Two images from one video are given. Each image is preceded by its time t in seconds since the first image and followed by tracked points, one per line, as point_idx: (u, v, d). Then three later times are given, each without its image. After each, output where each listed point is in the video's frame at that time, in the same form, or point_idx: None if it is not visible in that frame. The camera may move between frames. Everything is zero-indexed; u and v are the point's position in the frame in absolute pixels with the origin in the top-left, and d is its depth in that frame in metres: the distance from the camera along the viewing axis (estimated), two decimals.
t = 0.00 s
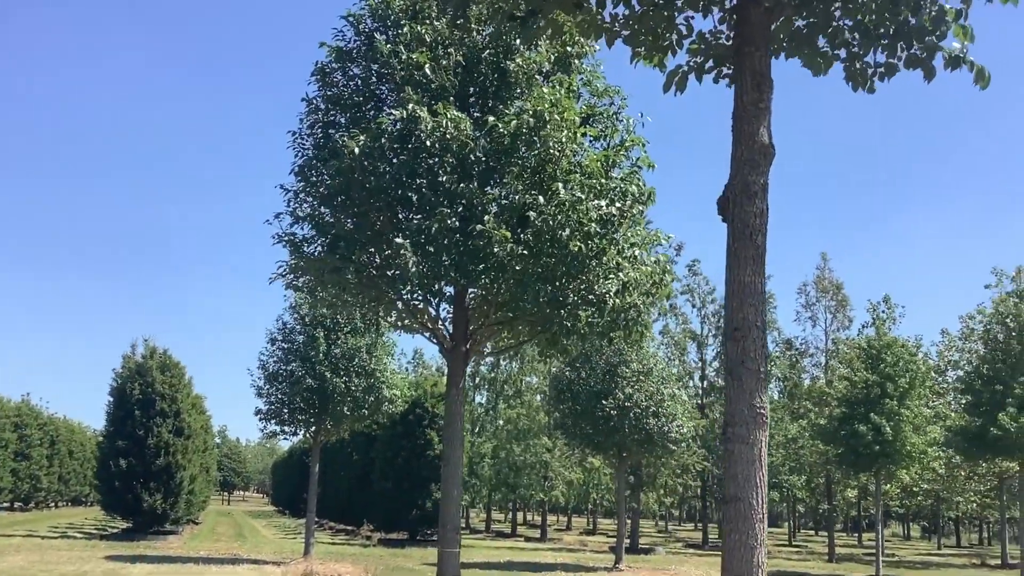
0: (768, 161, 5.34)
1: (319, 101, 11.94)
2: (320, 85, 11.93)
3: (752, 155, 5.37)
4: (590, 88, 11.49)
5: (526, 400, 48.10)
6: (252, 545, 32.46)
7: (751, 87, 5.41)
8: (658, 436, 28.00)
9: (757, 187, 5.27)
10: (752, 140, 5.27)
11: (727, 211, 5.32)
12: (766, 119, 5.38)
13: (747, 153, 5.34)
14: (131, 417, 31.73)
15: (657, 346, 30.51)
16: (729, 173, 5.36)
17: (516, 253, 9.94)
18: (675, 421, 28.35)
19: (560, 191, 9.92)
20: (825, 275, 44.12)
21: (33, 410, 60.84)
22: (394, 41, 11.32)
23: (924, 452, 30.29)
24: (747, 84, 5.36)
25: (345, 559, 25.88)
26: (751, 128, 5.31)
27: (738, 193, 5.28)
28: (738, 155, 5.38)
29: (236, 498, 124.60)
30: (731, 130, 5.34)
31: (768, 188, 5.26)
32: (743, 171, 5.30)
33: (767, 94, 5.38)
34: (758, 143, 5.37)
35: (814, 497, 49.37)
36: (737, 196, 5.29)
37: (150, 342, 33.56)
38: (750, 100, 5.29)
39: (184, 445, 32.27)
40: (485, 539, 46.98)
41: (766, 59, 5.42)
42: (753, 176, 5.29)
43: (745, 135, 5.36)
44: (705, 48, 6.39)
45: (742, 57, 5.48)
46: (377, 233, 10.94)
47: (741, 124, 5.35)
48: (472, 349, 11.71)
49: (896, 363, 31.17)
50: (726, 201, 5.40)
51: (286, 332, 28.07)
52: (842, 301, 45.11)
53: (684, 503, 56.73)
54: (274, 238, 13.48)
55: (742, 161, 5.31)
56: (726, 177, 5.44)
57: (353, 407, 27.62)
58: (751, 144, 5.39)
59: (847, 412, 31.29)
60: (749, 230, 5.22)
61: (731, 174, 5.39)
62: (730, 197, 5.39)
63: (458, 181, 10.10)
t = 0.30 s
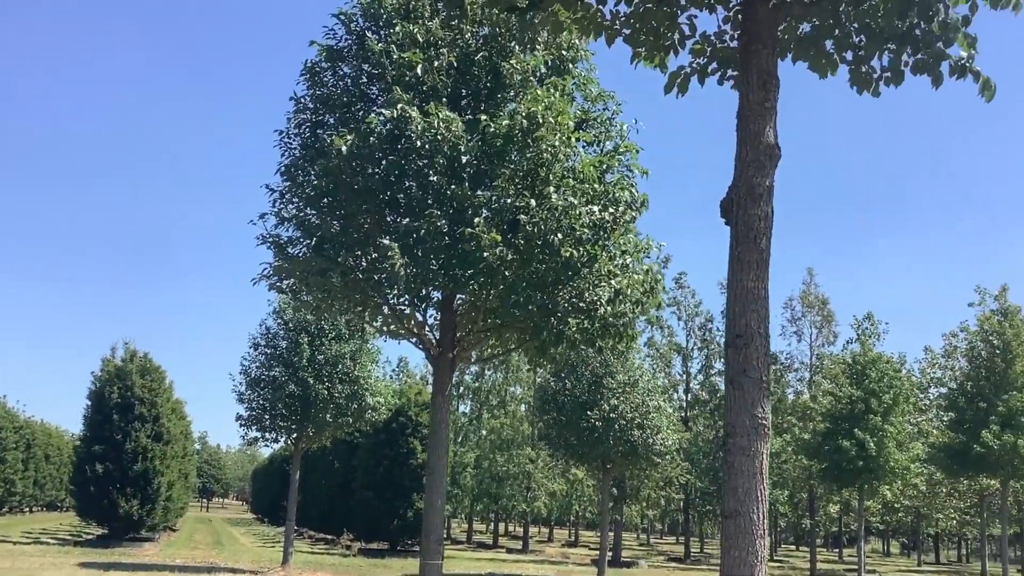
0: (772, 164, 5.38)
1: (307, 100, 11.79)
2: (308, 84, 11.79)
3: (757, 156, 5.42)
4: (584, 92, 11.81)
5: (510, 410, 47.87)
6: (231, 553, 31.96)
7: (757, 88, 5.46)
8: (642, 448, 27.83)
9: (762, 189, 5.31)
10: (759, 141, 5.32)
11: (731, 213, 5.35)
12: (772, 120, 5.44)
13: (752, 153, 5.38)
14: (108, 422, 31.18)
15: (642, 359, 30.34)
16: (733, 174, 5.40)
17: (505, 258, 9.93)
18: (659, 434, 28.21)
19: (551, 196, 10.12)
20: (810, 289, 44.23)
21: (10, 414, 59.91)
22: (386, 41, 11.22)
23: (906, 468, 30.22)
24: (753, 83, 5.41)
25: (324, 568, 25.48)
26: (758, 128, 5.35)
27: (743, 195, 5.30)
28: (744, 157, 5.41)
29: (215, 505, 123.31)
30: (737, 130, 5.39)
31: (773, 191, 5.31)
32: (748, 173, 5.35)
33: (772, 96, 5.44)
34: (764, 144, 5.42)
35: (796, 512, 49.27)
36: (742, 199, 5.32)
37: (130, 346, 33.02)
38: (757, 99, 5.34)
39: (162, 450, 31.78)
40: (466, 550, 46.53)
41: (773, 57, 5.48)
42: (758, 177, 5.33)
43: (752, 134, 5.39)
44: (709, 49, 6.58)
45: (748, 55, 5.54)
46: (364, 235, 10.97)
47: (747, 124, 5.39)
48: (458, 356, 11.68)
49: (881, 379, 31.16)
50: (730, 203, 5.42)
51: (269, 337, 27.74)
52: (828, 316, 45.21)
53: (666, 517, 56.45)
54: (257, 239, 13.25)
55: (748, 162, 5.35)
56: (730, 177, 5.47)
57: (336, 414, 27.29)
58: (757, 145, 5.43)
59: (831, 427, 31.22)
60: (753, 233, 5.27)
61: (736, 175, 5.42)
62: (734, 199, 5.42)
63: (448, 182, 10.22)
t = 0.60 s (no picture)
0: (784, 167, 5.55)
1: (297, 103, 11.63)
2: (298, 87, 11.62)
3: (767, 158, 5.60)
4: (579, 98, 11.76)
5: (496, 421, 47.61)
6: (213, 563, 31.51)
7: (768, 87, 5.66)
8: (630, 461, 27.66)
9: (772, 193, 5.50)
10: (769, 143, 5.53)
11: (740, 215, 5.51)
12: (781, 121, 5.66)
13: (763, 155, 5.56)
14: (90, 429, 30.69)
15: (631, 371, 30.15)
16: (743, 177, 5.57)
17: (498, 266, 9.80)
18: (647, 446, 28.06)
19: (547, 203, 10.10)
20: (797, 302, 44.33)
21: None
22: (379, 42, 11.10)
23: (894, 483, 30.17)
24: (764, 83, 5.63)
25: None
26: (769, 130, 5.54)
27: (753, 198, 5.48)
28: (754, 161, 5.59)
29: (195, 515, 121.79)
30: (748, 133, 5.58)
31: (783, 195, 5.49)
32: (758, 175, 5.53)
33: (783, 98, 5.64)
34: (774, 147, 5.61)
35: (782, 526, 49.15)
36: (752, 203, 5.49)
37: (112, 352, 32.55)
38: (768, 101, 5.58)
39: (145, 459, 31.30)
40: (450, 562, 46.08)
41: (783, 57, 5.72)
42: (768, 180, 5.51)
43: (762, 137, 5.58)
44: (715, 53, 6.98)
45: (759, 54, 5.76)
46: (354, 241, 10.84)
47: (759, 126, 5.58)
48: (450, 365, 11.63)
49: (869, 393, 31.17)
50: (738, 206, 5.58)
51: (254, 345, 27.41)
52: (815, 329, 45.32)
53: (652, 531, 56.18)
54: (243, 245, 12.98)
55: (758, 164, 5.52)
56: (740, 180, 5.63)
57: (321, 423, 26.94)
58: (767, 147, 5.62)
59: (819, 442, 31.13)
60: (763, 236, 5.43)
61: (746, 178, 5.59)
62: (744, 201, 5.58)
63: (440, 188, 10.13)
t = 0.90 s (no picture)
0: (787, 174, 5.77)
1: (287, 111, 11.53)
2: (289, 94, 11.51)
3: (772, 163, 5.81)
4: (573, 108, 11.75)
5: (484, 434, 47.41)
6: None
7: (772, 91, 5.95)
8: (619, 475, 27.51)
9: (775, 199, 5.69)
10: (774, 148, 5.78)
11: (745, 220, 5.71)
12: (785, 126, 5.89)
13: (767, 161, 5.79)
14: (75, 440, 30.28)
15: (621, 385, 29.98)
16: (747, 183, 5.78)
17: (493, 275, 9.78)
18: (636, 460, 27.92)
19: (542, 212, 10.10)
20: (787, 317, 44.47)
21: None
22: (372, 49, 11.06)
23: (884, 499, 30.05)
24: (769, 87, 5.91)
25: None
26: (773, 137, 5.80)
27: (757, 205, 5.68)
28: (756, 169, 5.80)
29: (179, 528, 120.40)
30: (751, 139, 5.81)
31: (785, 201, 5.70)
32: (762, 181, 5.75)
33: (786, 104, 5.90)
34: (777, 152, 5.84)
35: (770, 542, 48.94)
36: (756, 208, 5.68)
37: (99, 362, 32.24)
38: (773, 105, 5.83)
39: (129, 470, 30.88)
40: None
41: (787, 62, 5.99)
42: (772, 186, 5.71)
43: (766, 144, 5.81)
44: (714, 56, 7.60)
45: (764, 58, 6.03)
46: (345, 249, 10.71)
47: (764, 131, 5.83)
48: (441, 376, 11.55)
49: (859, 409, 31.16)
50: (743, 211, 5.77)
51: (242, 356, 27.14)
52: (804, 344, 45.42)
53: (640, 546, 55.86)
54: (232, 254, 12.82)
55: (763, 170, 5.73)
56: (744, 186, 5.83)
57: (309, 435, 26.64)
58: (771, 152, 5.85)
59: (808, 457, 31.00)
60: (766, 242, 5.63)
61: (750, 184, 5.79)
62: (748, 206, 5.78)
63: (432, 197, 10.08)
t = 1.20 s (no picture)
0: (789, 186, 5.79)
1: (280, 122, 11.48)
2: (282, 105, 11.48)
3: (773, 174, 5.84)
4: (568, 121, 11.76)
5: (475, 450, 47.21)
6: None
7: (775, 101, 5.97)
8: (610, 491, 27.36)
9: (778, 210, 5.71)
10: (778, 159, 5.80)
11: (748, 231, 5.71)
12: (787, 135, 5.92)
13: (769, 171, 5.81)
14: (63, 454, 29.73)
15: (612, 401, 29.75)
16: (750, 195, 5.79)
17: (487, 289, 9.75)
18: (628, 476, 27.78)
19: (538, 225, 10.10)
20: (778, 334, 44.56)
21: None
22: (366, 60, 11.03)
23: (876, 517, 29.90)
24: (771, 97, 5.94)
25: None
26: (775, 147, 5.82)
27: (759, 216, 5.69)
28: (759, 179, 5.81)
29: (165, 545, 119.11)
30: (754, 150, 5.83)
31: (788, 212, 5.72)
32: (765, 192, 5.76)
33: (788, 114, 5.93)
34: (779, 162, 5.86)
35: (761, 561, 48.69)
36: (758, 219, 5.70)
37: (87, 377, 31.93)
38: (776, 115, 5.85)
39: (117, 485, 30.24)
40: None
41: (789, 72, 6.01)
42: (774, 198, 5.73)
43: (770, 154, 5.84)
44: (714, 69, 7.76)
45: (767, 69, 6.05)
46: (338, 261, 10.64)
47: (766, 141, 5.86)
48: (433, 391, 11.46)
49: (850, 426, 31.12)
50: (745, 222, 5.78)
51: (232, 370, 26.92)
52: (795, 361, 45.48)
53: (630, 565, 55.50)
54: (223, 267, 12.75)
55: (766, 181, 5.76)
56: (747, 197, 5.85)
57: (299, 450, 26.37)
58: (774, 163, 5.87)
59: (799, 474, 30.87)
60: (768, 254, 5.64)
61: (752, 195, 5.81)
62: (750, 217, 5.79)
63: (426, 209, 10.08)
